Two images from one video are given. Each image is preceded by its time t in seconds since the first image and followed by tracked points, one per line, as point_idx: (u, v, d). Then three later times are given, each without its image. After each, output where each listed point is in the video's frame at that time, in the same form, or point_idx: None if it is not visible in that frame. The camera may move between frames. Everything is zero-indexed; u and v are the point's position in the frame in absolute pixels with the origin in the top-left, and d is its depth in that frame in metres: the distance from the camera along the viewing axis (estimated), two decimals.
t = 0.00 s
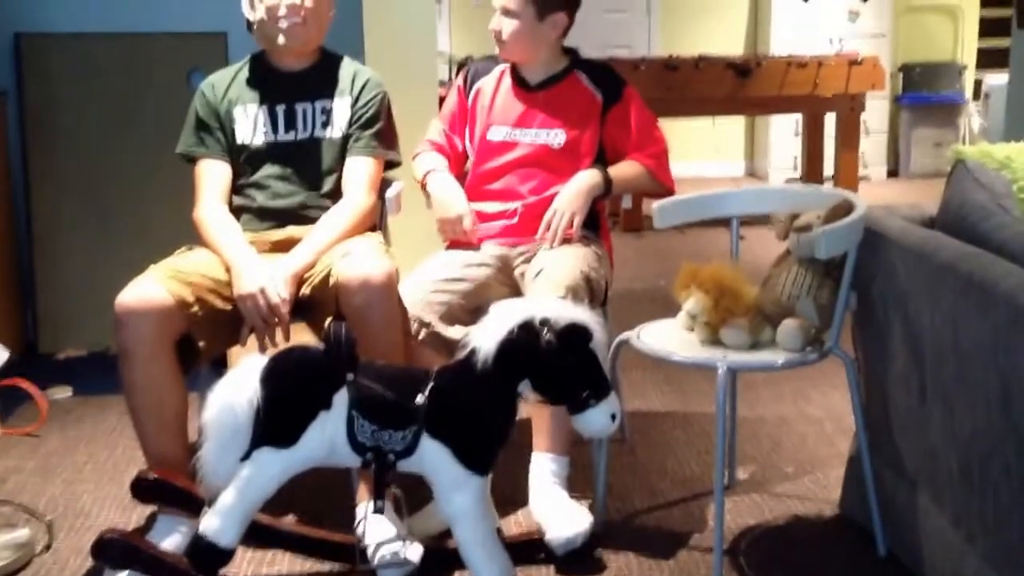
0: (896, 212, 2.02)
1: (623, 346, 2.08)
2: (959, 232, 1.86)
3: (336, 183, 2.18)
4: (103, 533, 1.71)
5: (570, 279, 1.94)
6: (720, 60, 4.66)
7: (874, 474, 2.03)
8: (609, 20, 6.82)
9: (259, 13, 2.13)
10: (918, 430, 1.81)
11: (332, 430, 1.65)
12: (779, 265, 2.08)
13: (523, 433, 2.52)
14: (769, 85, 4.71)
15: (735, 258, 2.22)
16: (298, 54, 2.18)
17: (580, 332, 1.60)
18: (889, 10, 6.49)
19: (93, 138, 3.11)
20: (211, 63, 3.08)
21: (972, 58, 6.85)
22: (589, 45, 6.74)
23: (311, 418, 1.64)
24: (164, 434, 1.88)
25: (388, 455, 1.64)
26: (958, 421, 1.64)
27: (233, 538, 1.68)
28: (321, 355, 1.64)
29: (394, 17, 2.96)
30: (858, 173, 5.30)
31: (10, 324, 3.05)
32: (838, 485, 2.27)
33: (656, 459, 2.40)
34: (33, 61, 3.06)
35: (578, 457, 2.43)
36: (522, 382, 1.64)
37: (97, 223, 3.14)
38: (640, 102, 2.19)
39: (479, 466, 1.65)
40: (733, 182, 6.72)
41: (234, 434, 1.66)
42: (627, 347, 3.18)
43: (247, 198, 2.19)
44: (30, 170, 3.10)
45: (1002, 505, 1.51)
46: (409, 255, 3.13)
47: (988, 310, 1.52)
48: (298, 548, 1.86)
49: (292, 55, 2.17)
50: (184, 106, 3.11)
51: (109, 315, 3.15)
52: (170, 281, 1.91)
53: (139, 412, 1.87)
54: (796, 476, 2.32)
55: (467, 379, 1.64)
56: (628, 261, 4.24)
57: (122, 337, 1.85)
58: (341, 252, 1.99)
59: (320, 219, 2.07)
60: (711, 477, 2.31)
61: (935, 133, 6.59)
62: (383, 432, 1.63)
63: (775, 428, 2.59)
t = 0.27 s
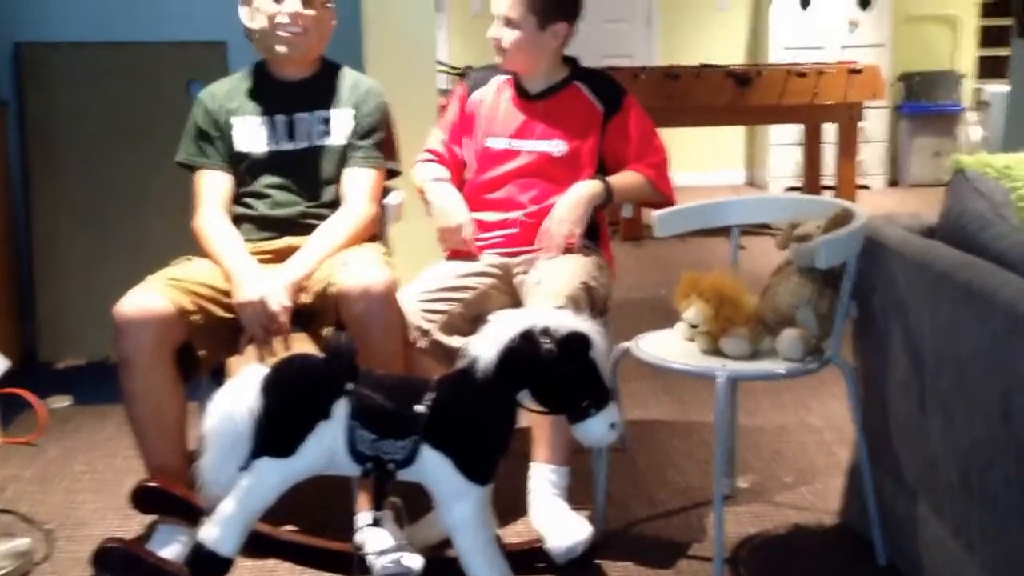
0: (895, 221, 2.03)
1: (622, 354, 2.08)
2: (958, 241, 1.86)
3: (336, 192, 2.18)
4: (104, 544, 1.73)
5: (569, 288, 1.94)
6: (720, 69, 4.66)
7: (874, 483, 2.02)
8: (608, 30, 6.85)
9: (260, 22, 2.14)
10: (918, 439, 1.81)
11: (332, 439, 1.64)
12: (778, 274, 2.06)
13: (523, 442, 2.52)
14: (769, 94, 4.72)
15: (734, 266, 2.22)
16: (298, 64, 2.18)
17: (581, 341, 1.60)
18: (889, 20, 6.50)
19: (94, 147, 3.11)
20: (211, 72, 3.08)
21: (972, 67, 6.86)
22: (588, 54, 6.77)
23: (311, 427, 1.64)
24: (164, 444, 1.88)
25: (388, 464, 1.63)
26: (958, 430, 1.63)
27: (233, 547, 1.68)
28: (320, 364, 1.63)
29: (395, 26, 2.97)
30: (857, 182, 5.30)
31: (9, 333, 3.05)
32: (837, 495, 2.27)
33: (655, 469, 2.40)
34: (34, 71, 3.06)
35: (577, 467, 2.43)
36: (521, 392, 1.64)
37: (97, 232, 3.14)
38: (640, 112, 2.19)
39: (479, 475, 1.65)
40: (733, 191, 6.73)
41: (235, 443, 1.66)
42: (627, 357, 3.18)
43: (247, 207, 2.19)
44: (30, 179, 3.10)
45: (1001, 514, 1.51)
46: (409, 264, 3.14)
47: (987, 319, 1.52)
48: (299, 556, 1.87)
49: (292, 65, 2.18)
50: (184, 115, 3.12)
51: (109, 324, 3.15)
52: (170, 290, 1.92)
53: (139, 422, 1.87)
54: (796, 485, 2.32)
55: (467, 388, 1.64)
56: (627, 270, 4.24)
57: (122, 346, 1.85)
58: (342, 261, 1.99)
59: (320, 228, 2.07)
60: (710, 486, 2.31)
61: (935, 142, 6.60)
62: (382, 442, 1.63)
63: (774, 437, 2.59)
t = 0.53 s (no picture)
0: (896, 228, 2.03)
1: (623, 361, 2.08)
2: (958, 249, 1.86)
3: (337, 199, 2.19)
4: (103, 550, 1.72)
5: (569, 296, 1.93)
6: (720, 76, 4.67)
7: (874, 491, 2.02)
8: (609, 36, 6.86)
9: (259, 29, 2.14)
10: (918, 447, 1.80)
11: (332, 446, 1.64)
12: (779, 280, 2.07)
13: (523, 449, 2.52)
14: (769, 101, 4.72)
15: (734, 273, 2.22)
16: (298, 70, 2.18)
17: (581, 348, 1.60)
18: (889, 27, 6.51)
19: (94, 153, 3.11)
20: (211, 79, 3.09)
21: (972, 74, 6.87)
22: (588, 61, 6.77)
23: (311, 434, 1.64)
24: (164, 451, 1.88)
25: (388, 471, 1.63)
26: (958, 437, 1.63)
27: (233, 554, 1.68)
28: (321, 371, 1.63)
29: (395, 33, 2.97)
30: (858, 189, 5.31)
31: (9, 340, 3.05)
32: (837, 502, 2.27)
33: (656, 476, 2.40)
34: (34, 77, 3.07)
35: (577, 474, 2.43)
36: (522, 399, 1.64)
37: (97, 239, 3.14)
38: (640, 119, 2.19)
39: (479, 482, 1.65)
40: (733, 197, 6.73)
41: (235, 451, 1.66)
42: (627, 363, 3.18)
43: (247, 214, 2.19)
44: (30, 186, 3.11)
45: (1001, 521, 1.51)
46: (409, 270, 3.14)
47: (988, 326, 1.52)
48: (299, 564, 1.87)
49: (292, 71, 2.18)
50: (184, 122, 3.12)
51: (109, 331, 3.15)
52: (171, 296, 1.92)
53: (139, 429, 1.87)
54: (796, 492, 2.32)
55: (467, 395, 1.64)
56: (627, 277, 4.24)
57: (123, 352, 1.85)
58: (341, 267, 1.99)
59: (320, 235, 2.07)
60: (710, 494, 2.31)
61: (935, 149, 6.61)
62: (382, 448, 1.63)
63: (775, 444, 2.59)
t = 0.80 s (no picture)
0: (895, 233, 2.03)
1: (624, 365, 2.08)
2: (957, 253, 1.86)
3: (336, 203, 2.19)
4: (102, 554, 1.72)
5: (569, 300, 1.93)
6: (720, 80, 4.67)
7: (874, 495, 2.02)
8: (609, 40, 6.86)
9: (258, 33, 2.14)
10: (918, 451, 1.81)
11: (333, 450, 1.64)
12: (779, 285, 2.07)
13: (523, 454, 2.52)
14: (769, 105, 4.73)
15: (735, 278, 2.22)
16: (298, 75, 2.19)
17: (581, 352, 1.61)
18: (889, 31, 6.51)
19: (94, 158, 3.12)
20: (211, 84, 3.09)
21: (972, 78, 6.87)
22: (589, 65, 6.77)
23: (311, 438, 1.64)
24: (164, 455, 1.88)
25: (388, 475, 1.63)
26: (958, 441, 1.63)
27: (233, 559, 1.68)
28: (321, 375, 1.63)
29: (395, 38, 2.98)
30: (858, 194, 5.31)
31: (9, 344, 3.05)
32: (837, 506, 2.27)
33: (656, 479, 2.41)
34: (34, 82, 3.07)
35: (577, 478, 2.43)
36: (522, 403, 1.64)
37: (97, 243, 3.14)
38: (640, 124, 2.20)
39: (480, 487, 1.65)
40: (733, 201, 6.74)
41: (235, 455, 1.66)
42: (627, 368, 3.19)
43: (247, 218, 2.20)
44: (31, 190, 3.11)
45: (1001, 524, 1.51)
46: (410, 274, 3.14)
47: (988, 330, 1.52)
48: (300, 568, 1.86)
49: (292, 75, 2.19)
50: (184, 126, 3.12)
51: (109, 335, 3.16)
52: (170, 301, 1.92)
53: (139, 433, 1.88)
54: (796, 496, 2.32)
55: (468, 399, 1.64)
56: (628, 281, 4.24)
57: (122, 357, 1.85)
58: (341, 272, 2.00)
59: (320, 240, 2.08)
60: (710, 498, 2.31)
61: (935, 153, 6.61)
62: (383, 453, 1.63)
63: (775, 448, 2.59)
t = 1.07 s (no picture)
0: (894, 235, 2.03)
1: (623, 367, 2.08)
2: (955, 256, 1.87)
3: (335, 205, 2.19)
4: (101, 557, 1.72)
5: (569, 303, 1.93)
6: (719, 82, 4.68)
7: (873, 496, 2.03)
8: (608, 42, 6.87)
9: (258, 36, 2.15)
10: (917, 452, 1.81)
11: (332, 453, 1.65)
12: (778, 287, 2.08)
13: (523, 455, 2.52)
14: (768, 108, 4.74)
15: (734, 280, 2.22)
16: (297, 77, 2.19)
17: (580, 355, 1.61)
18: (888, 33, 6.52)
19: (93, 160, 3.12)
20: (210, 86, 3.09)
21: (971, 81, 6.88)
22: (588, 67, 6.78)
23: (310, 441, 1.64)
24: (163, 457, 1.88)
25: (388, 477, 1.63)
26: (957, 442, 1.64)
27: (233, 561, 1.68)
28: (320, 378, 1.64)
29: (395, 40, 2.98)
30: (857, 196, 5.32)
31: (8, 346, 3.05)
32: (836, 508, 2.28)
33: (655, 481, 2.41)
34: (33, 84, 3.08)
35: (576, 480, 2.43)
36: (522, 405, 1.65)
37: (97, 245, 3.14)
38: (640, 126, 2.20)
39: (479, 488, 1.65)
40: (732, 203, 6.74)
41: (235, 458, 1.66)
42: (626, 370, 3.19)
43: (246, 220, 2.20)
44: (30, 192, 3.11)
45: (999, 526, 1.51)
46: (408, 276, 3.14)
47: (986, 331, 1.52)
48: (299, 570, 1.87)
49: (291, 77, 2.19)
50: (183, 128, 3.13)
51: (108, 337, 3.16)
52: (170, 303, 1.92)
53: (138, 434, 1.88)
54: (795, 498, 2.32)
55: (467, 401, 1.64)
56: (627, 283, 4.25)
57: (122, 358, 1.85)
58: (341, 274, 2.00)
59: (320, 242, 2.08)
60: (709, 499, 2.31)
61: (934, 155, 6.62)
62: (382, 455, 1.63)
63: (774, 450, 2.60)
